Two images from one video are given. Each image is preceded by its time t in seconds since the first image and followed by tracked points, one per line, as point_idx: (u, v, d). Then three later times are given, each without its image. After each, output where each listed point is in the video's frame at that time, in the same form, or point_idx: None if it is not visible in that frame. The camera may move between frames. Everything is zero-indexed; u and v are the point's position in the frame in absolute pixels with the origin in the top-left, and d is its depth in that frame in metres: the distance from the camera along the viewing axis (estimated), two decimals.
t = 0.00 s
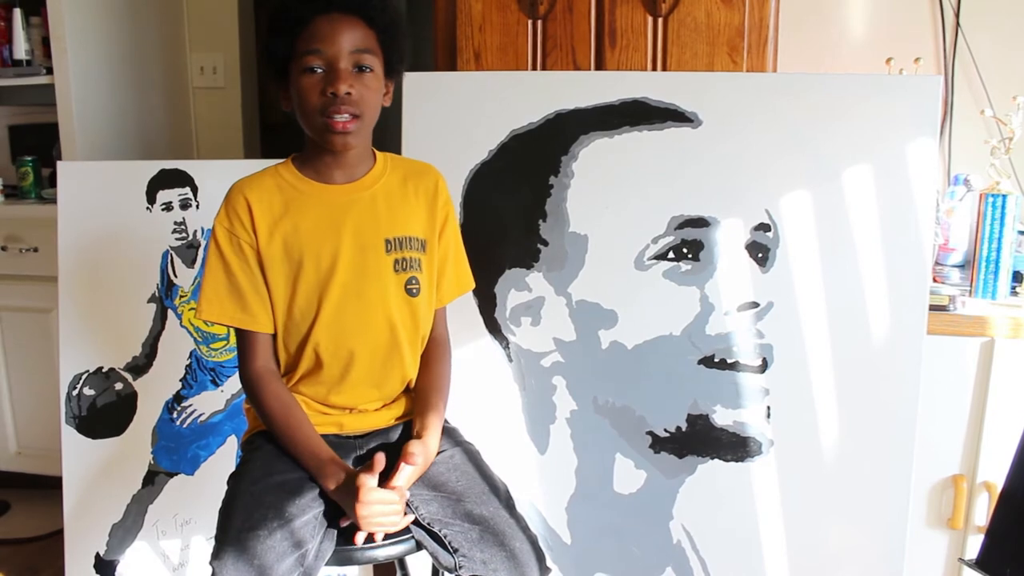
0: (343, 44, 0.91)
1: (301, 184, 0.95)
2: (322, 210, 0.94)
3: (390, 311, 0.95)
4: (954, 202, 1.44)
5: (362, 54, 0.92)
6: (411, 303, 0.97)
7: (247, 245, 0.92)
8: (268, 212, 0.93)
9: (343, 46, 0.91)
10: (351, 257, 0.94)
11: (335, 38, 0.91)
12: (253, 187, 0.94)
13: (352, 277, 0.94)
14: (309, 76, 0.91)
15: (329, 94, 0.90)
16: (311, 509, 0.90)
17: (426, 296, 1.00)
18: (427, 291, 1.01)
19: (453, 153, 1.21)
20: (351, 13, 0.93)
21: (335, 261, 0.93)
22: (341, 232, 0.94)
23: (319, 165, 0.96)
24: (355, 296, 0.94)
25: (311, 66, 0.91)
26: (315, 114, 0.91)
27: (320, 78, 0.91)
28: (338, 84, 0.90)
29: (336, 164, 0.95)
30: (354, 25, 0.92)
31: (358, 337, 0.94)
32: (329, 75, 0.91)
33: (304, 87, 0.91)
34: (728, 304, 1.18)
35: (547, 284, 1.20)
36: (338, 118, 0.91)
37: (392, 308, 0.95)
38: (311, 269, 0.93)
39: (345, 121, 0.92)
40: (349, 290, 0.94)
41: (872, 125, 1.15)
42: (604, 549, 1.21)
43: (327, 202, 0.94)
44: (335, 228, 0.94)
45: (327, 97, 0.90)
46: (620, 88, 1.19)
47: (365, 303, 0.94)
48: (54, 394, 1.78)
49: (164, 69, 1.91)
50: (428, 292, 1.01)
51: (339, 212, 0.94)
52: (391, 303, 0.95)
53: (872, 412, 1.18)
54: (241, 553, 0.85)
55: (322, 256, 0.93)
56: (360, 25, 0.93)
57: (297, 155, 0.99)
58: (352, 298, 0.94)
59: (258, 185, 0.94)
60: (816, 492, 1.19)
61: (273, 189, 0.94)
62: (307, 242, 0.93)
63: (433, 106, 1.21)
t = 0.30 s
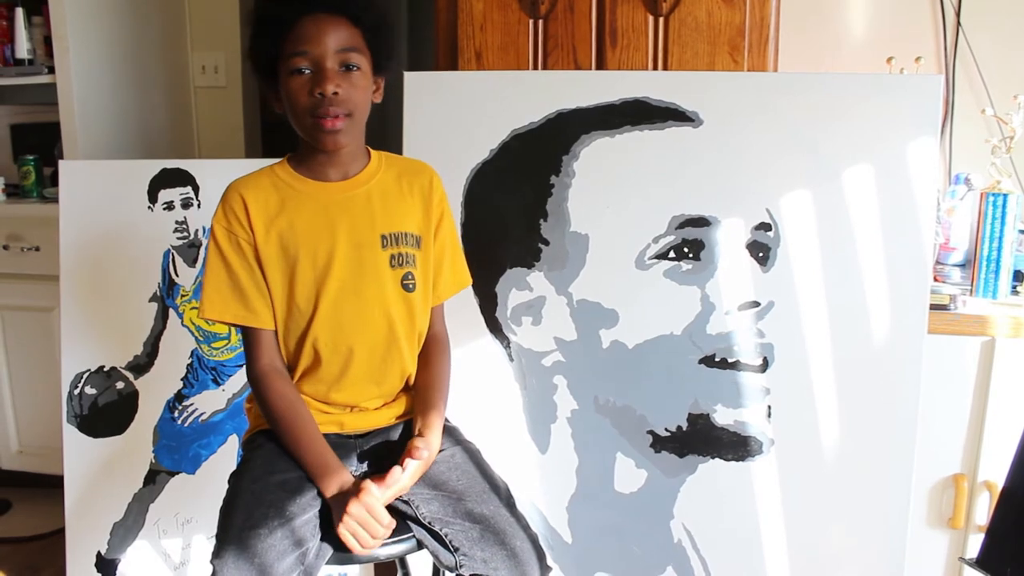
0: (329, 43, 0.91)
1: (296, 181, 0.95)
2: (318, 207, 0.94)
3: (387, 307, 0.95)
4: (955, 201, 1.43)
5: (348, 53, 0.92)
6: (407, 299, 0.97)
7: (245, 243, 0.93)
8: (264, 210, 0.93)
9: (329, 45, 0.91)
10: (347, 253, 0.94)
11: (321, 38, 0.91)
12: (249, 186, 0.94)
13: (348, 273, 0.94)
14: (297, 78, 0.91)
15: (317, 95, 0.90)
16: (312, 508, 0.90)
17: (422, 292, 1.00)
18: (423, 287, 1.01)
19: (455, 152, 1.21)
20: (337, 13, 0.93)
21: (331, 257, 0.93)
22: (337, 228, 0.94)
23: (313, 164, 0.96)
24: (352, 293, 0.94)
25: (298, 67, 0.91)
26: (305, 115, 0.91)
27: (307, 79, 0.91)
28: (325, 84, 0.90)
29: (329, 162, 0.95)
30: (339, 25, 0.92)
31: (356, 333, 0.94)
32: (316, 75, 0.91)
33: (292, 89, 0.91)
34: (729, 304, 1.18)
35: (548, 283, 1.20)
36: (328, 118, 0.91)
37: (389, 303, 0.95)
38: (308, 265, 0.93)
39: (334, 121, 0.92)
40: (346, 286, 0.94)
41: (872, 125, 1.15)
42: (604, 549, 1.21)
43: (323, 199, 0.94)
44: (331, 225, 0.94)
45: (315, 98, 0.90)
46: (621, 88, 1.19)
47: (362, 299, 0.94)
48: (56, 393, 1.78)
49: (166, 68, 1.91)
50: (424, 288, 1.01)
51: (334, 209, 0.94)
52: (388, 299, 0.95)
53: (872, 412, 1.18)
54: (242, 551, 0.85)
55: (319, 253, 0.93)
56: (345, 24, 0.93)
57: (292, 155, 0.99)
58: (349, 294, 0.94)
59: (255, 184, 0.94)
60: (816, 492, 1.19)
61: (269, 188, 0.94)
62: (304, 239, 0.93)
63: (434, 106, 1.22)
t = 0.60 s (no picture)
0: (326, 51, 0.91)
1: (298, 188, 0.95)
2: (320, 213, 0.94)
3: (389, 310, 0.95)
4: (957, 206, 1.44)
5: (345, 60, 0.92)
6: (409, 303, 0.98)
7: (248, 249, 0.93)
8: (266, 216, 0.94)
9: (326, 53, 0.91)
10: (349, 258, 0.94)
11: (317, 46, 0.91)
12: (251, 193, 0.94)
13: (350, 277, 0.94)
14: (295, 86, 0.91)
15: (315, 102, 0.90)
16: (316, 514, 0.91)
17: (423, 296, 1.01)
18: (424, 292, 1.01)
19: (457, 159, 1.22)
20: (333, 21, 0.93)
21: (333, 262, 0.93)
22: (338, 233, 0.94)
23: (313, 170, 0.96)
24: (354, 297, 0.94)
25: (296, 75, 0.91)
26: (303, 123, 0.92)
27: (305, 87, 0.91)
28: (322, 91, 0.90)
29: (330, 168, 0.96)
30: (335, 32, 0.93)
31: (358, 337, 0.94)
32: (313, 83, 0.91)
33: (290, 97, 0.91)
34: (732, 310, 1.18)
35: (551, 289, 1.21)
36: (326, 125, 0.91)
37: (391, 307, 0.96)
38: (310, 271, 0.93)
39: (332, 127, 0.92)
40: (348, 291, 0.94)
41: (874, 130, 1.15)
42: (608, 554, 1.21)
43: (325, 204, 0.95)
44: (333, 230, 0.94)
45: (313, 105, 0.91)
46: (623, 94, 1.20)
47: (364, 304, 0.94)
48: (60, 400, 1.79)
49: (170, 75, 1.92)
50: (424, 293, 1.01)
51: (335, 214, 0.95)
52: (390, 303, 0.96)
53: (875, 417, 1.18)
54: (245, 557, 0.86)
55: (321, 258, 0.93)
56: (342, 32, 0.93)
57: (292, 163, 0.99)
58: (351, 299, 0.94)
59: (257, 191, 0.95)
60: (820, 497, 1.19)
61: (270, 194, 0.95)
62: (306, 244, 0.93)
63: (437, 114, 1.22)
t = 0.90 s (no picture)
0: (333, 54, 0.91)
1: (301, 187, 0.95)
2: (324, 211, 0.94)
3: (393, 308, 0.96)
4: (960, 207, 1.44)
5: (352, 63, 0.92)
6: (412, 301, 0.98)
7: (252, 249, 0.93)
8: (270, 216, 0.94)
9: (333, 56, 0.91)
10: (354, 256, 0.94)
11: (324, 48, 0.91)
12: (254, 193, 0.94)
13: (355, 274, 0.94)
14: (301, 88, 0.91)
15: (321, 106, 0.90)
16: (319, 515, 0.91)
17: (426, 295, 1.01)
18: (427, 290, 1.01)
19: (460, 160, 1.22)
20: (339, 23, 0.93)
21: (338, 260, 0.93)
22: (343, 230, 0.94)
23: (318, 171, 0.96)
24: (359, 295, 0.94)
25: (302, 77, 0.91)
26: (310, 126, 0.92)
27: (311, 89, 0.91)
28: (328, 95, 0.90)
29: (334, 168, 0.96)
30: (342, 35, 0.92)
31: (362, 336, 0.94)
32: (320, 86, 0.91)
33: (296, 100, 0.92)
34: (735, 311, 1.18)
35: (554, 291, 1.21)
36: (331, 128, 0.92)
37: (396, 304, 0.96)
38: (315, 269, 0.93)
39: (337, 131, 0.92)
40: (352, 288, 0.94)
41: (877, 132, 1.15)
42: (610, 556, 1.21)
43: (329, 202, 0.95)
44: (337, 228, 0.94)
45: (319, 108, 0.91)
46: (626, 95, 1.20)
47: (369, 301, 0.94)
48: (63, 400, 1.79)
49: (173, 75, 1.92)
50: (427, 291, 1.01)
51: (340, 212, 0.95)
52: (395, 300, 0.96)
53: (879, 418, 1.18)
54: (248, 557, 0.85)
55: (326, 256, 0.93)
56: (349, 35, 0.93)
57: (296, 163, 0.99)
58: (356, 296, 0.94)
59: (260, 191, 0.95)
60: (823, 498, 1.19)
61: (274, 193, 0.95)
62: (310, 243, 0.93)
63: (440, 115, 1.22)
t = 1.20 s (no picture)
0: (336, 54, 0.91)
1: (304, 187, 0.95)
2: (326, 212, 0.94)
3: (394, 310, 0.95)
4: (960, 208, 1.44)
5: (355, 63, 0.92)
6: (413, 303, 0.98)
7: (253, 249, 0.93)
8: (272, 216, 0.93)
9: (336, 56, 0.91)
10: (355, 257, 0.94)
11: (327, 48, 0.91)
12: (256, 193, 0.94)
13: (356, 276, 0.94)
14: (304, 88, 0.91)
15: (324, 106, 0.90)
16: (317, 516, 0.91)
17: (427, 297, 1.01)
18: (428, 293, 1.01)
19: (459, 160, 1.22)
20: (341, 23, 0.93)
21: (339, 261, 0.93)
22: (345, 232, 0.94)
23: (320, 171, 0.96)
24: (359, 296, 0.94)
25: (305, 77, 0.91)
26: (312, 126, 0.92)
27: (314, 89, 0.91)
28: (331, 95, 0.90)
29: (337, 169, 0.96)
30: (345, 35, 0.92)
31: (363, 337, 0.94)
32: (323, 86, 0.91)
33: (299, 99, 0.92)
34: (734, 312, 1.18)
35: (553, 291, 1.21)
36: (333, 128, 0.91)
37: (397, 307, 0.96)
38: (316, 270, 0.93)
39: (340, 131, 0.92)
40: (353, 290, 0.94)
41: (875, 133, 1.15)
42: (609, 556, 1.21)
43: (330, 204, 0.95)
44: (339, 229, 0.94)
45: (322, 108, 0.91)
46: (625, 96, 1.20)
47: (370, 303, 0.94)
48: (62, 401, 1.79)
49: (172, 76, 1.92)
50: (428, 293, 1.01)
51: (341, 213, 0.95)
52: (396, 302, 0.96)
53: (877, 419, 1.18)
54: (246, 557, 0.85)
55: (327, 258, 0.93)
56: (352, 35, 0.93)
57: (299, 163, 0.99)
58: (357, 298, 0.94)
59: (262, 191, 0.94)
60: (821, 499, 1.19)
61: (275, 194, 0.94)
62: (312, 244, 0.93)
63: (439, 115, 1.22)
